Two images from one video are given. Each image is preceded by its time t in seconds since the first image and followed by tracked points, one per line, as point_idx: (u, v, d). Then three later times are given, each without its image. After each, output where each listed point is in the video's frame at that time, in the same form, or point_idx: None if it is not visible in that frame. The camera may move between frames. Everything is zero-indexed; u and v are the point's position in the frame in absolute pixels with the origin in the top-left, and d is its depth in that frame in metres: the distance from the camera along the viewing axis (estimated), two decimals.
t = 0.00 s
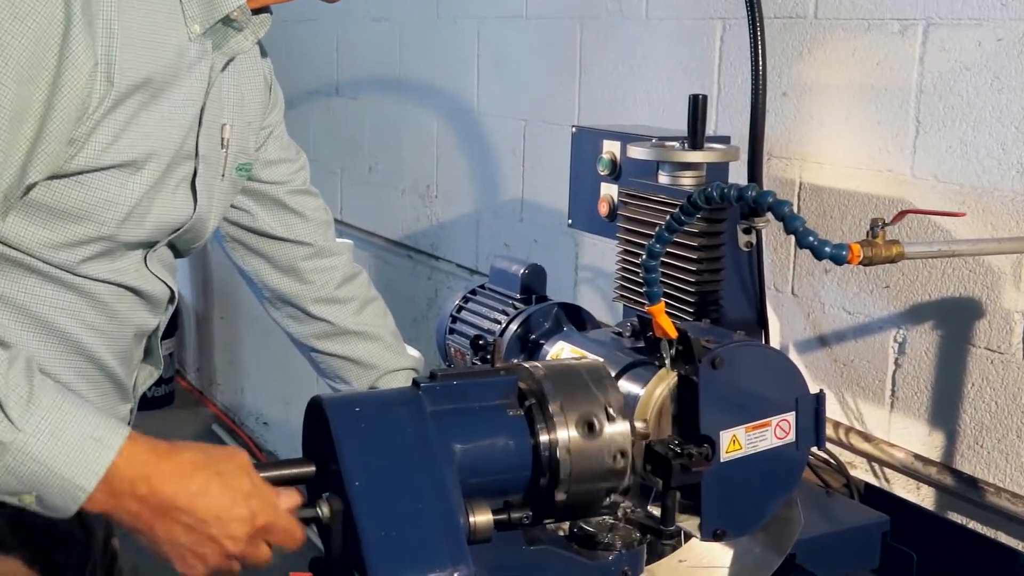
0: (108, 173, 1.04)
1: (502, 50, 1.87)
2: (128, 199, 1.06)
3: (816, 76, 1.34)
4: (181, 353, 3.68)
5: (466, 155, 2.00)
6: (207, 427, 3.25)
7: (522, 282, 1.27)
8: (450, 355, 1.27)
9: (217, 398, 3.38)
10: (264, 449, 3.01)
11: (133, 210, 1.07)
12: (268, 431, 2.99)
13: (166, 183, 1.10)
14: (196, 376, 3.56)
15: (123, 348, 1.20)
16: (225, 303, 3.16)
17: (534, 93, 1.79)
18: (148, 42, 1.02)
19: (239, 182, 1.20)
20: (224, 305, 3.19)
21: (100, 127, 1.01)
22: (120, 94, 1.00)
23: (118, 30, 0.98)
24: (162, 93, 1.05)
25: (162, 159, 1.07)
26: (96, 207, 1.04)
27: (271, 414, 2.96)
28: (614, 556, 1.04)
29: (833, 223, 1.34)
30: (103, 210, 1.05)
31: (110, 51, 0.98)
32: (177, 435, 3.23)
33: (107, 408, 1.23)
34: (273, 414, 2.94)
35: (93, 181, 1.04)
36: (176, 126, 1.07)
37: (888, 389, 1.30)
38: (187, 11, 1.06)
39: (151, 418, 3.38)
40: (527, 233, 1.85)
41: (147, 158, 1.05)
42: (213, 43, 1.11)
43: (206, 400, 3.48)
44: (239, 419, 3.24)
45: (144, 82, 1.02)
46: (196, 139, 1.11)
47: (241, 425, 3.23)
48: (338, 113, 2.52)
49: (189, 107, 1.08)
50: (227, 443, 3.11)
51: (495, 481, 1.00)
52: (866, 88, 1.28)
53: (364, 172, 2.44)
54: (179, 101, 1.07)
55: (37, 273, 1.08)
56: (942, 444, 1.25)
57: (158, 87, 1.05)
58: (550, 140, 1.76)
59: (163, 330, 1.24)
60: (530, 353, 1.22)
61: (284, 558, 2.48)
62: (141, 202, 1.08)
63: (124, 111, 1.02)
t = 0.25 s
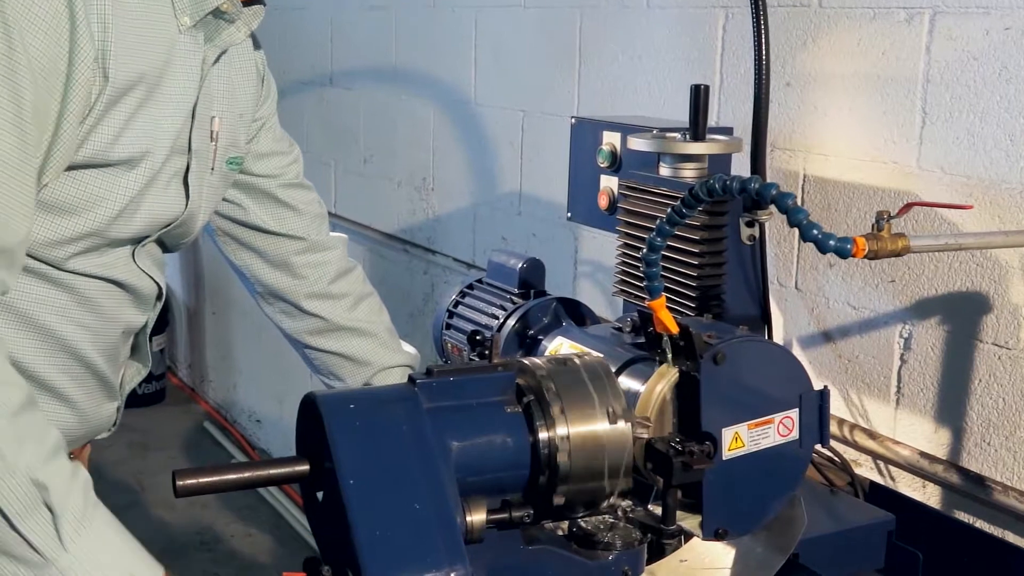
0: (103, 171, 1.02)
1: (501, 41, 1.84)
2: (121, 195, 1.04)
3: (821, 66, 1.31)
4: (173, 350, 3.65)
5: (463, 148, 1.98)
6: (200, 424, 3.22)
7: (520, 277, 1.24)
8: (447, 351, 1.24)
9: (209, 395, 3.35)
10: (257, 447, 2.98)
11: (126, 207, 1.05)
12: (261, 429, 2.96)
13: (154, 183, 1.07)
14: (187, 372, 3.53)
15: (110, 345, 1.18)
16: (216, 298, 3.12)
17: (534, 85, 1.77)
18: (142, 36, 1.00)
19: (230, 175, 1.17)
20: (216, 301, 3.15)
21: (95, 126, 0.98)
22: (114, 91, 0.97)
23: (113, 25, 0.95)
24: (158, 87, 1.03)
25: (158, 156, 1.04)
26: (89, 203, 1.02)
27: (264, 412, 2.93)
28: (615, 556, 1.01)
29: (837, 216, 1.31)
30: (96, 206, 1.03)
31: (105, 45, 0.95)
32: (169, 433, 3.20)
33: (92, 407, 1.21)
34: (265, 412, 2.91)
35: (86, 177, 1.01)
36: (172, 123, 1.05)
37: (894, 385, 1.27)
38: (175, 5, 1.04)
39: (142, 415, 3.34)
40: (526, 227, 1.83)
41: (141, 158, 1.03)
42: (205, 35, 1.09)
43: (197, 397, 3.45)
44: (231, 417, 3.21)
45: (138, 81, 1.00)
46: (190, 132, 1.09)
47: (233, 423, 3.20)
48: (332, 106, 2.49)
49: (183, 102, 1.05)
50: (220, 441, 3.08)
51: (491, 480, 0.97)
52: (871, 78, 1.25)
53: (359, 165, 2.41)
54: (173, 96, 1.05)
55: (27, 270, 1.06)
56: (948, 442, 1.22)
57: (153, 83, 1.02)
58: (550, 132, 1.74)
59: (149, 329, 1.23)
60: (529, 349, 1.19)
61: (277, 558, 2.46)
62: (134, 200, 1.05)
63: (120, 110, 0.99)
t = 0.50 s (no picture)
0: (85, 161, 1.00)
1: (499, 34, 1.82)
2: (104, 187, 1.01)
3: (824, 57, 1.29)
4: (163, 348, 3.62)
5: (460, 143, 1.95)
6: (190, 424, 3.19)
7: (517, 272, 1.21)
8: (442, 349, 1.22)
9: (201, 394, 3.32)
10: (249, 447, 2.95)
11: (110, 199, 1.03)
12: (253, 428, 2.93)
13: (141, 174, 1.05)
14: (177, 371, 3.50)
15: (99, 343, 1.16)
16: (207, 295, 3.09)
17: (532, 78, 1.74)
18: (130, 25, 0.97)
19: (222, 169, 1.14)
20: (207, 298, 3.13)
21: (76, 115, 0.96)
22: (96, 81, 0.95)
23: (97, 13, 0.94)
24: (145, 75, 1.01)
25: (141, 147, 1.02)
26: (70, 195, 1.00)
27: (256, 411, 2.91)
28: (614, 557, 1.00)
29: (841, 210, 1.28)
30: (76, 199, 1.01)
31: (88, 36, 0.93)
32: (158, 433, 3.16)
33: (80, 405, 1.19)
34: (257, 412, 2.89)
35: (71, 170, 0.99)
36: (157, 112, 1.02)
37: (899, 382, 1.25)
38: None
39: (132, 415, 3.31)
40: (523, 222, 1.81)
41: (124, 148, 1.01)
42: (194, 26, 1.07)
43: (188, 395, 3.42)
44: (222, 416, 3.18)
45: (124, 69, 0.98)
46: (178, 123, 1.06)
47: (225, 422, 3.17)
48: (325, 98, 2.46)
49: (171, 91, 1.03)
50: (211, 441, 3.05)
51: (489, 479, 0.95)
52: (876, 69, 1.23)
53: (353, 160, 2.38)
54: (159, 83, 1.02)
55: (9, 264, 1.05)
56: (954, 440, 1.20)
57: (140, 72, 1.00)
58: (548, 125, 1.72)
59: (139, 325, 1.20)
60: (527, 346, 1.17)
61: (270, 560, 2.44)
62: (117, 192, 1.03)
63: (104, 100, 0.97)
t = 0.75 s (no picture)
0: (76, 156, 0.98)
1: (497, 26, 1.79)
2: (96, 180, 0.99)
3: (827, 47, 1.26)
4: (154, 345, 3.59)
5: (458, 136, 1.93)
6: (182, 423, 3.16)
7: (515, 268, 1.19)
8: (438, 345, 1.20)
9: (192, 392, 3.29)
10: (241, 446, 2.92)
11: (103, 193, 1.01)
12: (246, 426, 2.91)
13: (134, 168, 1.03)
14: (169, 368, 3.47)
15: (90, 337, 1.13)
16: (199, 290, 3.06)
17: (531, 71, 1.72)
18: (123, 15, 0.96)
19: (213, 163, 1.12)
20: (198, 293, 3.10)
21: (69, 107, 0.94)
22: (90, 71, 0.93)
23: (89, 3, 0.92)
24: (138, 68, 0.98)
25: (135, 142, 1.00)
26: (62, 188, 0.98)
27: (248, 408, 2.88)
28: (614, 557, 0.97)
29: (845, 204, 1.26)
30: (69, 192, 0.99)
31: (81, 27, 0.91)
32: (149, 431, 3.13)
33: (73, 401, 1.17)
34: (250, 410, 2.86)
35: (59, 162, 0.97)
36: (147, 105, 1.00)
37: (904, 380, 1.23)
38: None
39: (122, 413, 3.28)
40: (521, 216, 1.78)
41: (118, 142, 0.99)
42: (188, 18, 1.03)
43: (179, 393, 3.39)
44: (214, 413, 3.15)
45: (117, 60, 0.96)
46: (169, 117, 1.04)
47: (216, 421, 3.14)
48: (319, 90, 2.44)
49: (164, 83, 1.01)
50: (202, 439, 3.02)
51: (486, 479, 0.93)
52: (880, 60, 1.20)
53: (347, 152, 2.36)
54: (152, 75, 1.00)
55: None
56: (961, 438, 1.18)
57: (132, 64, 0.98)
58: (547, 118, 1.69)
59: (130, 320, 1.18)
60: (524, 342, 1.15)
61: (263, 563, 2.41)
62: (110, 186, 1.01)
63: (97, 92, 0.95)
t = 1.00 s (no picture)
0: (63, 151, 0.95)
1: (495, 17, 1.76)
2: (86, 177, 0.96)
3: (831, 37, 1.24)
4: (145, 342, 3.56)
5: (455, 130, 1.90)
6: (173, 421, 3.13)
7: (513, 262, 1.16)
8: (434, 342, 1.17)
9: (184, 390, 3.26)
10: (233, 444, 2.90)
11: (90, 189, 0.98)
12: (238, 424, 2.88)
13: (121, 163, 1.00)
14: (159, 365, 3.44)
15: (76, 335, 1.11)
16: (190, 285, 3.03)
17: (530, 63, 1.69)
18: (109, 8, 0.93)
19: (202, 155, 1.10)
20: (189, 289, 3.07)
21: (58, 105, 0.91)
22: (78, 67, 0.90)
23: None
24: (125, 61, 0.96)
25: (123, 136, 0.98)
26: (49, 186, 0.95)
27: (240, 406, 2.85)
28: (613, 558, 0.96)
29: (849, 197, 1.24)
30: (56, 189, 0.95)
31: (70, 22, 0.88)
32: (140, 429, 3.10)
33: (55, 398, 1.14)
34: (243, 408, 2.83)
35: (48, 159, 0.94)
36: (138, 98, 0.98)
37: (909, 377, 1.20)
38: None
39: (113, 411, 3.24)
40: (519, 210, 1.76)
41: (106, 136, 0.96)
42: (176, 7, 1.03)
43: (170, 391, 3.35)
44: (206, 411, 3.12)
45: (105, 55, 0.93)
46: (159, 109, 1.02)
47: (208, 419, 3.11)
48: (313, 82, 2.41)
49: (150, 75, 0.99)
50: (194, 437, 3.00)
51: (483, 477, 0.90)
52: (885, 50, 1.18)
53: (342, 145, 2.33)
54: (139, 67, 0.98)
55: None
56: (967, 436, 1.16)
57: (119, 57, 0.95)
58: (546, 111, 1.67)
59: (117, 317, 1.15)
60: (522, 339, 1.12)
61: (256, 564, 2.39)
62: (98, 182, 0.98)
63: (88, 88, 0.93)
